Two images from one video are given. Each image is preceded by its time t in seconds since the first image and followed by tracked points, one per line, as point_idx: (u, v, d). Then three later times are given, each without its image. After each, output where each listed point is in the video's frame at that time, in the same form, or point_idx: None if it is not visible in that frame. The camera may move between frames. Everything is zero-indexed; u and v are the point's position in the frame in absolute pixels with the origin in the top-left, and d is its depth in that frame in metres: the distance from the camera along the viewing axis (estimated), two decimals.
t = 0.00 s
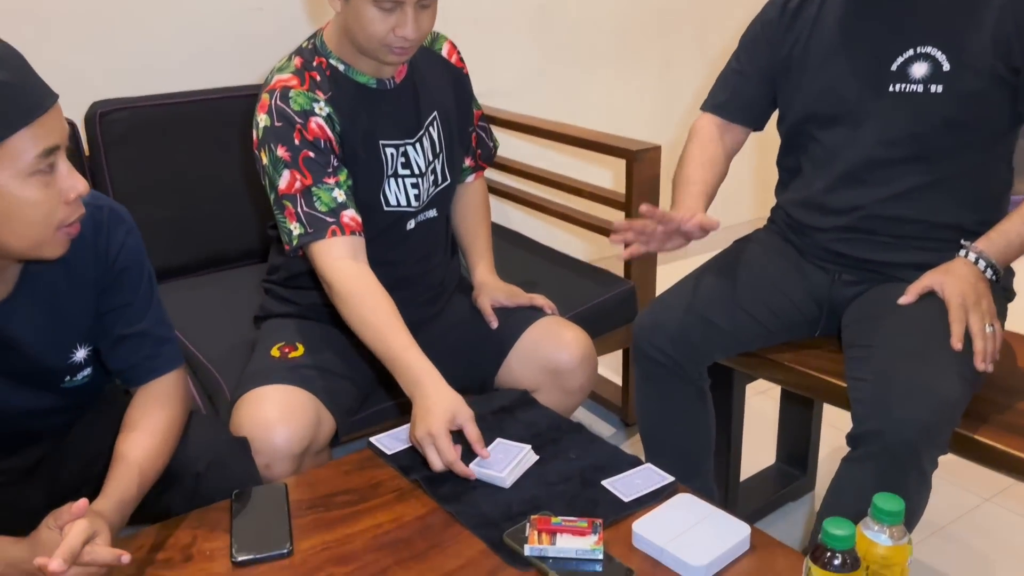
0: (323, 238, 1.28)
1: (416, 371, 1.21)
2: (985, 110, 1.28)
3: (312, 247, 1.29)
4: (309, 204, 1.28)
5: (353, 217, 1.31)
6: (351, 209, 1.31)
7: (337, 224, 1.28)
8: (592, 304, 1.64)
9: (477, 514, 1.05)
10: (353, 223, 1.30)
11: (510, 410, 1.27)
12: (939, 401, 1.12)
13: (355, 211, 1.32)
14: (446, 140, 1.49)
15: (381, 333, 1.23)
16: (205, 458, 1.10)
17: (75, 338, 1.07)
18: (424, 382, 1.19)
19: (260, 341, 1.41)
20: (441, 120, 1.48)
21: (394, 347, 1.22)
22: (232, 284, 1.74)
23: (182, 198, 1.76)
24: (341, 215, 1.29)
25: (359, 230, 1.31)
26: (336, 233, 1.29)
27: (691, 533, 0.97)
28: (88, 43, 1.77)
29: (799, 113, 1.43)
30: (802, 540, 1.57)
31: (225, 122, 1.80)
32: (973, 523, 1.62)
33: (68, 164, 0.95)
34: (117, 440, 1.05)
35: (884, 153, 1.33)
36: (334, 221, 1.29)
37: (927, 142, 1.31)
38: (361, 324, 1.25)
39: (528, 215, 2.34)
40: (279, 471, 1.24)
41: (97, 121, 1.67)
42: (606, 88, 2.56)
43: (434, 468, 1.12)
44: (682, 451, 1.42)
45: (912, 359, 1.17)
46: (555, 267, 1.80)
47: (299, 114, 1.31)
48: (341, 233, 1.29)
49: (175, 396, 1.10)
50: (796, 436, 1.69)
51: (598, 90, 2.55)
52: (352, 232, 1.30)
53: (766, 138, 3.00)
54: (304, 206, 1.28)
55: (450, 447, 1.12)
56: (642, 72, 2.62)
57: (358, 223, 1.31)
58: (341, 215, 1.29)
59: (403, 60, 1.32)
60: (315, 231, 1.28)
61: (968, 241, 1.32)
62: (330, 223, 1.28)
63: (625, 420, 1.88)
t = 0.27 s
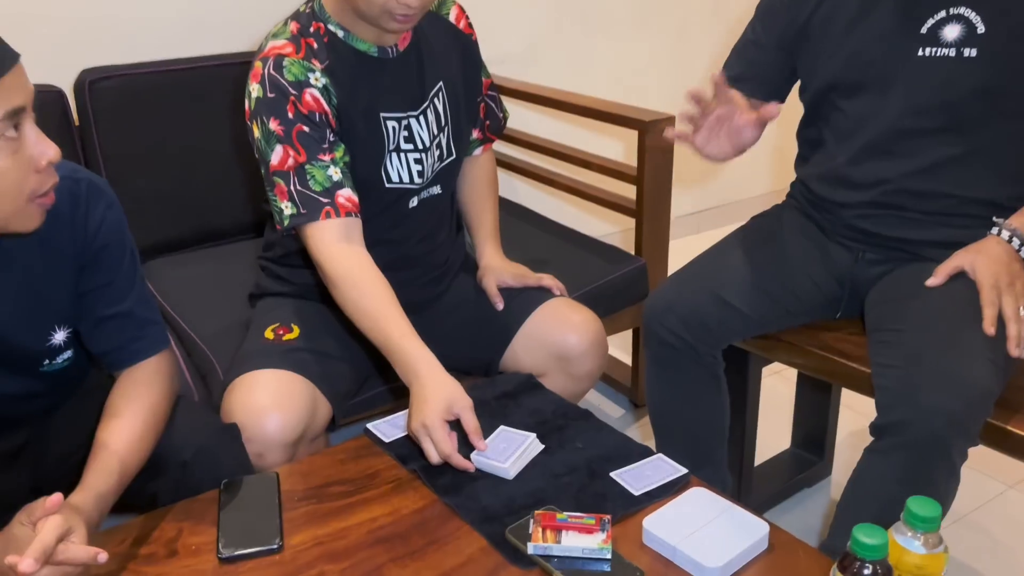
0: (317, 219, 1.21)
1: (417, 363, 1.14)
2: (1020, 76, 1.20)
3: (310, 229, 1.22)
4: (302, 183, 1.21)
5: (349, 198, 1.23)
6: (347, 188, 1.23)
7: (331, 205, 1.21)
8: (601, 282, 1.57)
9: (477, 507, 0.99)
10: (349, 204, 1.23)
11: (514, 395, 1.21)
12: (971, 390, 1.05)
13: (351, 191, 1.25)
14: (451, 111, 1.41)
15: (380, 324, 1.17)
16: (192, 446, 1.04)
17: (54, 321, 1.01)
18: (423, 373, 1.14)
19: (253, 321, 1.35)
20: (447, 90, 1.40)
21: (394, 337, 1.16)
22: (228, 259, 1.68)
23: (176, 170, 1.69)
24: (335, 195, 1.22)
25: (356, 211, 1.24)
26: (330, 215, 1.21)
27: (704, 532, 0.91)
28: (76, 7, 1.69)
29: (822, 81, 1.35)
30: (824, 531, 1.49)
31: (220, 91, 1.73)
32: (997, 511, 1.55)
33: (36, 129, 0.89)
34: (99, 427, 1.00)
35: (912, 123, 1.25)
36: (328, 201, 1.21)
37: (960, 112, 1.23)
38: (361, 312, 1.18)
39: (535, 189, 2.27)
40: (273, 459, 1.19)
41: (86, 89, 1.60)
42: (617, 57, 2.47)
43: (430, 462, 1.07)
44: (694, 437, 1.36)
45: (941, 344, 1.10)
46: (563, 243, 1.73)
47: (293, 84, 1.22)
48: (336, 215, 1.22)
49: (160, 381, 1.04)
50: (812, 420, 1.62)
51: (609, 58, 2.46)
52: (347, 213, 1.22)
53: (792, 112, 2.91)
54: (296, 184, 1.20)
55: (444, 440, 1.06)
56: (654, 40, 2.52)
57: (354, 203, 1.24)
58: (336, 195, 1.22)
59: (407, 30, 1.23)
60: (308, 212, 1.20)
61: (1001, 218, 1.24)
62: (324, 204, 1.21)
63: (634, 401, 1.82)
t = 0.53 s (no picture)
0: (248, 216, 1.15)
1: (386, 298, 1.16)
2: None
3: (240, 222, 1.19)
4: (243, 175, 1.14)
5: (285, 200, 1.17)
6: (286, 191, 1.17)
7: (265, 207, 1.15)
8: (609, 269, 1.49)
9: (474, 518, 0.92)
10: (283, 207, 1.17)
11: (516, 393, 1.14)
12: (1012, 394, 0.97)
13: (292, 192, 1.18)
14: (450, 89, 1.32)
15: (336, 287, 1.17)
16: (168, 449, 0.98)
17: (18, 314, 0.94)
18: (393, 301, 1.16)
19: (241, 311, 1.28)
20: (446, 66, 1.30)
21: (356, 282, 1.17)
22: (218, 242, 1.60)
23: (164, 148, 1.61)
24: (272, 197, 1.16)
25: (288, 215, 1.18)
26: (263, 217, 1.16)
27: (719, 553, 0.84)
28: None
29: (847, 59, 1.26)
30: (845, 536, 1.41)
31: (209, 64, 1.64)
32: None
33: None
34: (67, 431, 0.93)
35: (947, 102, 1.15)
36: (264, 202, 1.15)
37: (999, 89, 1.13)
38: (320, 285, 1.18)
39: (542, 168, 2.18)
40: (260, 461, 1.13)
41: (68, 61, 1.51)
42: (630, 28, 2.36)
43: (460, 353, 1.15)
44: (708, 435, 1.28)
45: (979, 343, 1.02)
46: (570, 227, 1.65)
47: (264, 65, 1.13)
48: (268, 218, 1.16)
49: (133, 382, 0.97)
50: (831, 414, 1.54)
51: (621, 30, 2.35)
52: (278, 218, 1.17)
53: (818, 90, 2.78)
54: (238, 175, 1.14)
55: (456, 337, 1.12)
56: (669, 12, 2.41)
57: (289, 207, 1.18)
58: (272, 196, 1.16)
59: None
60: (242, 207, 1.15)
61: None
62: (259, 204, 1.15)
63: (644, 391, 1.74)
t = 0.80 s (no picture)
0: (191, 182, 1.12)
1: (333, 264, 1.14)
2: None
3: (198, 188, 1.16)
4: (190, 143, 1.11)
5: (234, 170, 1.13)
6: (238, 160, 1.13)
7: (210, 174, 1.12)
8: (622, 254, 1.43)
9: (477, 520, 0.87)
10: (230, 177, 1.13)
11: (523, 385, 1.09)
12: None
13: (245, 162, 1.14)
14: (451, 64, 1.25)
15: (292, 251, 1.16)
16: (156, 444, 0.93)
17: None
18: (338, 264, 1.14)
19: (237, 295, 1.22)
20: (443, 37, 1.23)
21: (307, 246, 1.15)
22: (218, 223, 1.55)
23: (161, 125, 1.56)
24: (221, 165, 1.12)
25: (239, 184, 1.14)
26: (207, 184, 1.12)
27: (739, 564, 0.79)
28: None
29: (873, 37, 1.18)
30: (868, 535, 1.35)
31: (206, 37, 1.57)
32: None
33: None
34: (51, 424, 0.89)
35: (984, 80, 1.08)
36: (210, 169, 1.12)
37: None
38: (276, 251, 1.16)
39: (553, 147, 2.11)
40: (255, 449, 1.07)
41: (60, 34, 1.44)
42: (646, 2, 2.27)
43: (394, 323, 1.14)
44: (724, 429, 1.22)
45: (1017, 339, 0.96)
46: (581, 209, 1.58)
47: (225, 32, 1.08)
48: (213, 185, 1.12)
49: (120, 373, 0.92)
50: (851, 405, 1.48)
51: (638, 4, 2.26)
52: (226, 185, 1.13)
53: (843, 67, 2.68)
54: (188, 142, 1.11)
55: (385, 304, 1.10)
56: None
57: (240, 176, 1.14)
58: (218, 165, 1.12)
59: None
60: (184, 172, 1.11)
61: None
62: (203, 171, 1.11)
63: (656, 378, 1.69)
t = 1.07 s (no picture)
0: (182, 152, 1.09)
1: (305, 223, 1.06)
2: None
3: (189, 158, 1.12)
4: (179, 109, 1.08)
5: (224, 139, 1.09)
6: (228, 129, 1.09)
7: (199, 142, 1.08)
8: (635, 239, 1.39)
9: (483, 513, 0.85)
10: (221, 146, 1.09)
11: (532, 374, 1.06)
12: None
13: (235, 132, 1.10)
14: (452, 42, 1.22)
15: (267, 215, 1.08)
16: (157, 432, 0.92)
17: None
18: (310, 223, 1.05)
19: (242, 278, 1.20)
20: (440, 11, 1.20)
21: (282, 207, 1.08)
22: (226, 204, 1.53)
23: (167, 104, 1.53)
24: (210, 133, 1.08)
25: (229, 155, 1.10)
26: (196, 152, 1.08)
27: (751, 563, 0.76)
28: None
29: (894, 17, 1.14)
30: (885, 532, 1.31)
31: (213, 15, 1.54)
32: None
33: None
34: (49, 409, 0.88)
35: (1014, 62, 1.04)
36: (199, 137, 1.08)
37: None
38: (252, 216, 1.09)
39: (567, 129, 2.07)
40: (258, 431, 1.06)
41: (65, 13, 1.42)
42: None
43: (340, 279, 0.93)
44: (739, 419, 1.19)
45: None
46: (593, 192, 1.55)
47: None
48: (203, 153, 1.09)
49: (120, 359, 0.91)
50: (870, 395, 1.45)
51: None
52: (216, 155, 1.09)
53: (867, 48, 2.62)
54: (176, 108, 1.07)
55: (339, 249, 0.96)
56: None
57: (231, 147, 1.10)
58: (208, 133, 1.08)
59: None
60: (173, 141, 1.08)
61: None
62: (192, 139, 1.08)
63: (669, 365, 1.66)
